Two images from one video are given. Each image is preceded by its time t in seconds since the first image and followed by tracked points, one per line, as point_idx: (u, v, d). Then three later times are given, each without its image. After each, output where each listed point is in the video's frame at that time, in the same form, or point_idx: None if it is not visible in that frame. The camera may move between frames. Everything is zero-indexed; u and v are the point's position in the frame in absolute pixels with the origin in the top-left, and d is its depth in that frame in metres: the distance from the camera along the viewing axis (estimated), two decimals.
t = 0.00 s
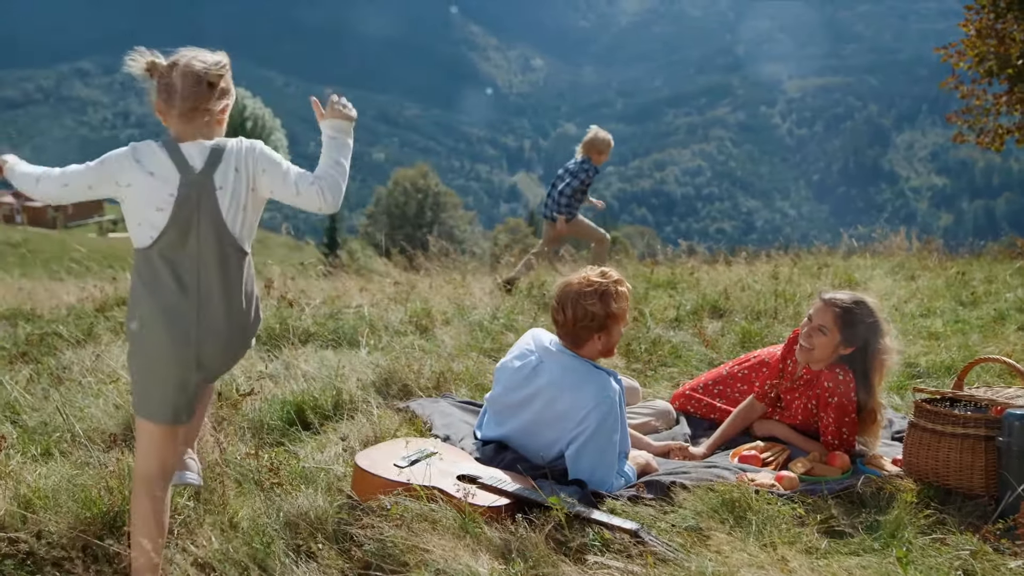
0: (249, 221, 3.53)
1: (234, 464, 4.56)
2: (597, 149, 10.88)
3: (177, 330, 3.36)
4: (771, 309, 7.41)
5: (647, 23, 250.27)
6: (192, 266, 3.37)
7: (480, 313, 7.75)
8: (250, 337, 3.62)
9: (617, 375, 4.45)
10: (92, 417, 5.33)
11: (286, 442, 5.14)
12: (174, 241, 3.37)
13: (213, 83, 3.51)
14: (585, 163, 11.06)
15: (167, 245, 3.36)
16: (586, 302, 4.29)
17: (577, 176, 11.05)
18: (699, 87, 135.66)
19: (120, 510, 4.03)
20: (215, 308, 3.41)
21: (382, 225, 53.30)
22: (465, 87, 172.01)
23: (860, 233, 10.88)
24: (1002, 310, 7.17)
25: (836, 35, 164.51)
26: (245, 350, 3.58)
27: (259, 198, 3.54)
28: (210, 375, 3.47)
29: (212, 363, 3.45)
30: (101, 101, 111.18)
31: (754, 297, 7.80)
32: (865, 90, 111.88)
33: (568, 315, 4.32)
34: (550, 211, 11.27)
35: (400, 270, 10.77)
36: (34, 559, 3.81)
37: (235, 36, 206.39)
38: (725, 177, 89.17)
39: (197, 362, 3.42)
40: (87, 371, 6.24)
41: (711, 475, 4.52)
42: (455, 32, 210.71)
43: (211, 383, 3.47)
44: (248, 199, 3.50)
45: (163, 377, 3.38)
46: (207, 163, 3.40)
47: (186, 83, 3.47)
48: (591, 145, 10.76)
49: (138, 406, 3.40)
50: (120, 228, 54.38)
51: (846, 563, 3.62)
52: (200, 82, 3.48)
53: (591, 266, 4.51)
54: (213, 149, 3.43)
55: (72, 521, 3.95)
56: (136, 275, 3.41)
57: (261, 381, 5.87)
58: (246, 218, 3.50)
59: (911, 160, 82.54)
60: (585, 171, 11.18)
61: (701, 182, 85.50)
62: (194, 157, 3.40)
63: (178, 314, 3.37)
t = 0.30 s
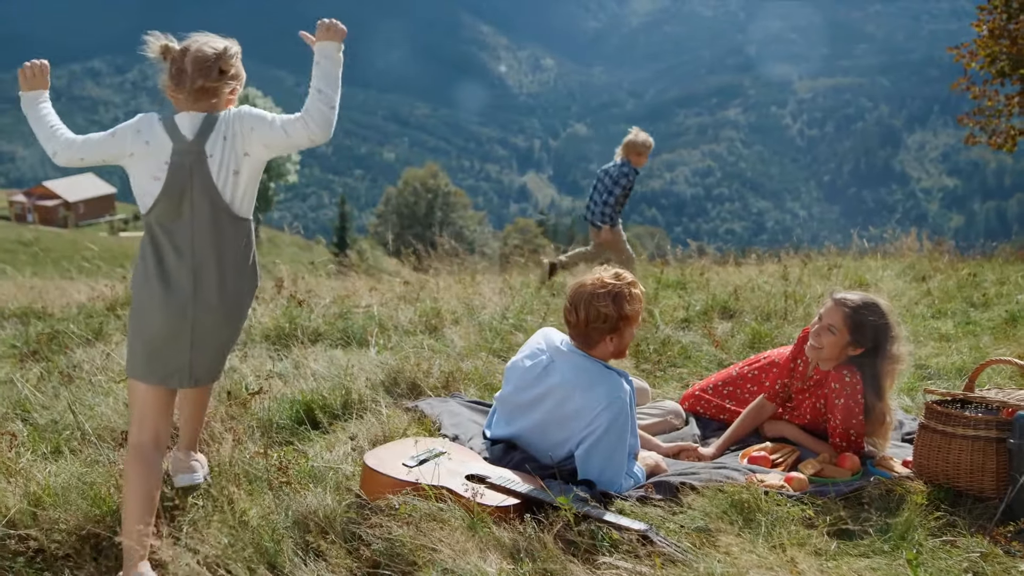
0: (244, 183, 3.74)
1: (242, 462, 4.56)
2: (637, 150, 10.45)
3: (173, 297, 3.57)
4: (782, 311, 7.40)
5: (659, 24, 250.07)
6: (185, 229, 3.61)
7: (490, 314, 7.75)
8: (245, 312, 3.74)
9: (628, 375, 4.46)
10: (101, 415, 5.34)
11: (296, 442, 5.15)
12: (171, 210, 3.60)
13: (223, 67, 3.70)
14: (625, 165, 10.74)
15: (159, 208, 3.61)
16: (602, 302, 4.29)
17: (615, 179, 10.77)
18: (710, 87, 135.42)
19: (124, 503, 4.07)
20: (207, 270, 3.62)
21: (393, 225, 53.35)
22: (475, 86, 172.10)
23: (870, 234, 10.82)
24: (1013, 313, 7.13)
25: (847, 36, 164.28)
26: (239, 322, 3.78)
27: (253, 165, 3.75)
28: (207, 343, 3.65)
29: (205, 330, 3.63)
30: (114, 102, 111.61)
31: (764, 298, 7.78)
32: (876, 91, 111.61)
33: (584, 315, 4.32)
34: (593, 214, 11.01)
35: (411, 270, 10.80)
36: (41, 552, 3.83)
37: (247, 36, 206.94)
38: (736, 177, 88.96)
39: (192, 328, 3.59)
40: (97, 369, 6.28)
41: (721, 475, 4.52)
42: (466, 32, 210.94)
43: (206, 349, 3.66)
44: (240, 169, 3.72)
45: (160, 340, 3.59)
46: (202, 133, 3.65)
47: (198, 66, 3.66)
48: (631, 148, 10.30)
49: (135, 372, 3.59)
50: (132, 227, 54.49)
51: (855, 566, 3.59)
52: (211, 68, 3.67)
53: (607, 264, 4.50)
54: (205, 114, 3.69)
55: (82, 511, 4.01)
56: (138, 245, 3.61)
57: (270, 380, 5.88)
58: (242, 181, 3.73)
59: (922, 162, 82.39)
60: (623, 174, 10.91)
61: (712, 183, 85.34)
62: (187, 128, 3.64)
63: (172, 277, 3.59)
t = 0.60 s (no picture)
0: (245, 177, 3.78)
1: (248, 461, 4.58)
2: (666, 155, 9.76)
3: (169, 282, 3.65)
4: (789, 311, 7.39)
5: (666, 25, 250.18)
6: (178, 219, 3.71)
7: (497, 314, 7.76)
8: (242, 304, 3.79)
9: (637, 378, 4.46)
10: (108, 414, 5.38)
11: (302, 441, 5.17)
12: (170, 195, 3.69)
13: (232, 73, 3.78)
14: (654, 171, 10.02)
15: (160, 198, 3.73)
16: (610, 303, 4.29)
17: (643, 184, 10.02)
18: (717, 88, 135.46)
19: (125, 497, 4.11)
20: (203, 255, 3.68)
21: (400, 225, 53.42)
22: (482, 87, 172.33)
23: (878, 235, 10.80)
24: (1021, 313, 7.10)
25: (855, 35, 164.10)
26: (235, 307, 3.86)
27: (251, 158, 3.80)
28: (201, 331, 3.71)
29: (197, 316, 3.69)
30: (122, 102, 111.84)
31: (771, 299, 7.78)
32: (883, 91, 111.42)
33: (593, 317, 4.32)
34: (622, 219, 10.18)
35: (418, 270, 10.82)
36: (45, 543, 3.86)
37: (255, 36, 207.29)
38: (743, 178, 88.92)
39: (182, 314, 3.66)
40: (103, 368, 6.30)
41: (727, 476, 4.51)
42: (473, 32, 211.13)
43: (201, 335, 3.75)
44: (239, 161, 3.76)
45: (154, 322, 3.71)
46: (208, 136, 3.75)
47: (208, 77, 3.70)
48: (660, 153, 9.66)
49: (135, 351, 3.71)
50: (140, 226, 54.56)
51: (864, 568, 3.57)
52: (220, 67, 3.70)
53: (615, 266, 4.50)
54: (211, 108, 3.75)
55: (87, 509, 4.06)
56: (143, 235, 3.68)
57: (277, 379, 5.90)
58: (241, 173, 3.78)
59: (930, 162, 82.33)
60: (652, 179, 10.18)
61: (719, 184, 85.31)
62: (193, 116, 3.70)
63: (173, 267, 3.67)
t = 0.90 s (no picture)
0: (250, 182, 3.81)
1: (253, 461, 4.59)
2: (705, 152, 9.80)
3: (172, 281, 3.70)
4: (794, 312, 7.38)
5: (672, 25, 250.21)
6: (177, 224, 3.74)
7: (502, 315, 7.77)
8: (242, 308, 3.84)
9: (642, 378, 4.45)
10: (114, 414, 5.39)
11: (308, 440, 5.18)
12: (172, 197, 3.72)
13: (238, 90, 3.83)
14: (691, 166, 10.06)
15: (163, 204, 3.77)
16: (619, 304, 4.28)
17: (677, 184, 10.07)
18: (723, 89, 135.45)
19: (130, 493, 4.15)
20: (207, 258, 3.72)
21: (406, 225, 53.49)
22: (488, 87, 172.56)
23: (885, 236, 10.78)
24: None
25: (862, 36, 163.95)
26: (234, 307, 3.86)
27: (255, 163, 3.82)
28: (204, 331, 3.74)
29: (198, 315, 3.72)
30: (129, 101, 111.96)
31: (776, 300, 7.77)
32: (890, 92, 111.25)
33: (602, 318, 4.33)
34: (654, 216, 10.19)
35: (423, 271, 10.83)
36: (50, 539, 3.87)
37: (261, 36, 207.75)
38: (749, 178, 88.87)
39: (183, 312, 3.69)
40: (110, 368, 6.32)
41: (732, 477, 4.51)
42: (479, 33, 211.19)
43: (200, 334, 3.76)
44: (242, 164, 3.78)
45: (155, 321, 3.75)
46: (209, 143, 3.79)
47: (213, 91, 3.75)
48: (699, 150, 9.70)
49: (138, 351, 3.77)
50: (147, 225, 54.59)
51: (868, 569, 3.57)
52: (225, 86, 3.76)
53: (623, 267, 4.51)
54: (216, 119, 3.79)
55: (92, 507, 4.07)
56: (148, 239, 3.73)
57: (283, 379, 5.92)
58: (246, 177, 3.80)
59: (936, 163, 82.33)
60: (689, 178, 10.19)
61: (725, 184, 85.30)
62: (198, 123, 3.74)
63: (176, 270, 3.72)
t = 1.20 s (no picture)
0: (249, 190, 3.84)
1: (256, 460, 4.58)
2: (735, 148, 9.95)
3: (173, 283, 3.74)
4: (797, 313, 7.37)
5: (676, 25, 250.13)
6: (178, 229, 3.77)
7: (505, 315, 7.77)
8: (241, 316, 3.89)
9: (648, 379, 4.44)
10: (117, 414, 5.40)
11: (310, 441, 5.18)
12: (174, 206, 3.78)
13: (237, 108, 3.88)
14: (721, 161, 10.11)
15: (167, 212, 3.81)
16: (624, 305, 4.29)
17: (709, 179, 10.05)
18: (727, 90, 135.51)
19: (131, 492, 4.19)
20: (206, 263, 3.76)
21: (409, 226, 53.60)
22: (491, 87, 172.68)
23: (888, 236, 10.77)
24: None
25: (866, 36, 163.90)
26: (234, 320, 3.89)
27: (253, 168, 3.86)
28: (204, 332, 3.78)
29: (200, 317, 3.77)
30: (134, 101, 112.16)
31: (781, 300, 7.74)
32: (894, 92, 111.10)
33: (607, 318, 4.32)
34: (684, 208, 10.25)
35: (426, 271, 10.83)
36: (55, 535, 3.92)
37: (265, 37, 207.76)
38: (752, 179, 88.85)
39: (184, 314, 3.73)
40: (112, 368, 6.32)
41: (735, 477, 4.52)
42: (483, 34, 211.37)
43: (202, 335, 3.79)
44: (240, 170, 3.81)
45: (158, 320, 3.78)
46: (210, 154, 3.83)
47: (211, 112, 3.81)
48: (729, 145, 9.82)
49: (139, 352, 3.82)
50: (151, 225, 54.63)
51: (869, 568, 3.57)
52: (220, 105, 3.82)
53: (629, 267, 4.50)
54: (214, 128, 3.84)
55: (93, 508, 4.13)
56: (149, 247, 3.79)
57: (287, 379, 5.91)
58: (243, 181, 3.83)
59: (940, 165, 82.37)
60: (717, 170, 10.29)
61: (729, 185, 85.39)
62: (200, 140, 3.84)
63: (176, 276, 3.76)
